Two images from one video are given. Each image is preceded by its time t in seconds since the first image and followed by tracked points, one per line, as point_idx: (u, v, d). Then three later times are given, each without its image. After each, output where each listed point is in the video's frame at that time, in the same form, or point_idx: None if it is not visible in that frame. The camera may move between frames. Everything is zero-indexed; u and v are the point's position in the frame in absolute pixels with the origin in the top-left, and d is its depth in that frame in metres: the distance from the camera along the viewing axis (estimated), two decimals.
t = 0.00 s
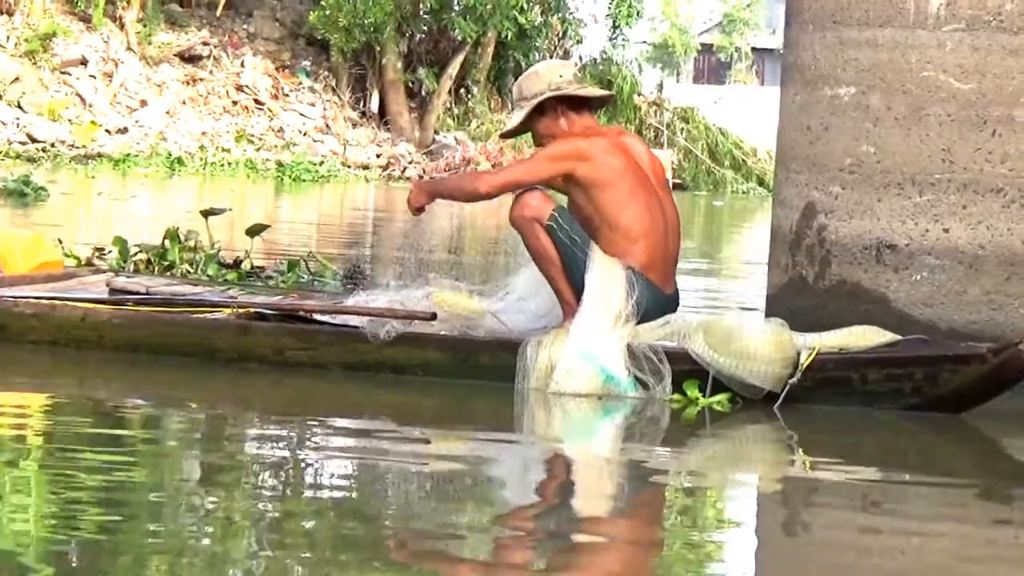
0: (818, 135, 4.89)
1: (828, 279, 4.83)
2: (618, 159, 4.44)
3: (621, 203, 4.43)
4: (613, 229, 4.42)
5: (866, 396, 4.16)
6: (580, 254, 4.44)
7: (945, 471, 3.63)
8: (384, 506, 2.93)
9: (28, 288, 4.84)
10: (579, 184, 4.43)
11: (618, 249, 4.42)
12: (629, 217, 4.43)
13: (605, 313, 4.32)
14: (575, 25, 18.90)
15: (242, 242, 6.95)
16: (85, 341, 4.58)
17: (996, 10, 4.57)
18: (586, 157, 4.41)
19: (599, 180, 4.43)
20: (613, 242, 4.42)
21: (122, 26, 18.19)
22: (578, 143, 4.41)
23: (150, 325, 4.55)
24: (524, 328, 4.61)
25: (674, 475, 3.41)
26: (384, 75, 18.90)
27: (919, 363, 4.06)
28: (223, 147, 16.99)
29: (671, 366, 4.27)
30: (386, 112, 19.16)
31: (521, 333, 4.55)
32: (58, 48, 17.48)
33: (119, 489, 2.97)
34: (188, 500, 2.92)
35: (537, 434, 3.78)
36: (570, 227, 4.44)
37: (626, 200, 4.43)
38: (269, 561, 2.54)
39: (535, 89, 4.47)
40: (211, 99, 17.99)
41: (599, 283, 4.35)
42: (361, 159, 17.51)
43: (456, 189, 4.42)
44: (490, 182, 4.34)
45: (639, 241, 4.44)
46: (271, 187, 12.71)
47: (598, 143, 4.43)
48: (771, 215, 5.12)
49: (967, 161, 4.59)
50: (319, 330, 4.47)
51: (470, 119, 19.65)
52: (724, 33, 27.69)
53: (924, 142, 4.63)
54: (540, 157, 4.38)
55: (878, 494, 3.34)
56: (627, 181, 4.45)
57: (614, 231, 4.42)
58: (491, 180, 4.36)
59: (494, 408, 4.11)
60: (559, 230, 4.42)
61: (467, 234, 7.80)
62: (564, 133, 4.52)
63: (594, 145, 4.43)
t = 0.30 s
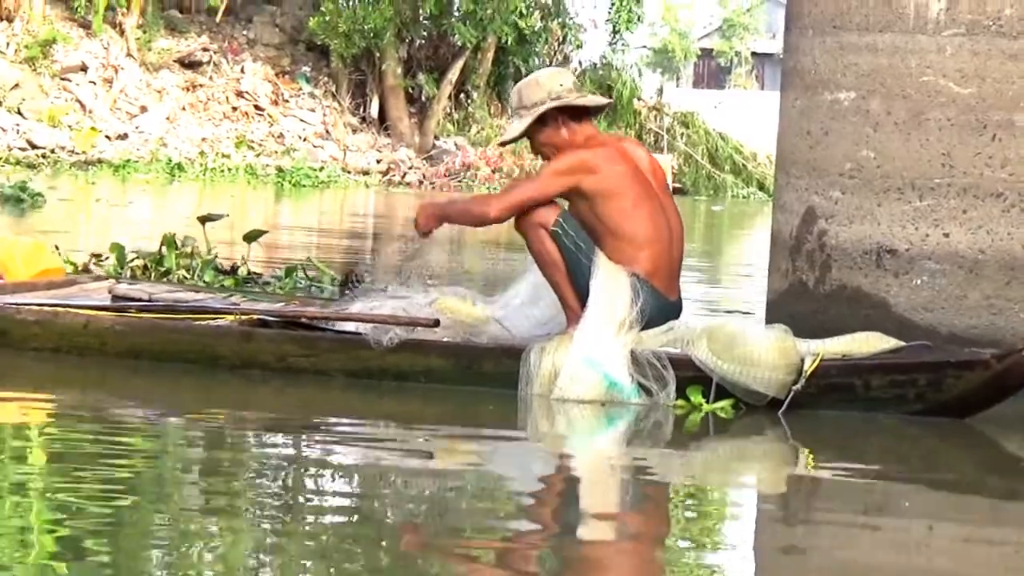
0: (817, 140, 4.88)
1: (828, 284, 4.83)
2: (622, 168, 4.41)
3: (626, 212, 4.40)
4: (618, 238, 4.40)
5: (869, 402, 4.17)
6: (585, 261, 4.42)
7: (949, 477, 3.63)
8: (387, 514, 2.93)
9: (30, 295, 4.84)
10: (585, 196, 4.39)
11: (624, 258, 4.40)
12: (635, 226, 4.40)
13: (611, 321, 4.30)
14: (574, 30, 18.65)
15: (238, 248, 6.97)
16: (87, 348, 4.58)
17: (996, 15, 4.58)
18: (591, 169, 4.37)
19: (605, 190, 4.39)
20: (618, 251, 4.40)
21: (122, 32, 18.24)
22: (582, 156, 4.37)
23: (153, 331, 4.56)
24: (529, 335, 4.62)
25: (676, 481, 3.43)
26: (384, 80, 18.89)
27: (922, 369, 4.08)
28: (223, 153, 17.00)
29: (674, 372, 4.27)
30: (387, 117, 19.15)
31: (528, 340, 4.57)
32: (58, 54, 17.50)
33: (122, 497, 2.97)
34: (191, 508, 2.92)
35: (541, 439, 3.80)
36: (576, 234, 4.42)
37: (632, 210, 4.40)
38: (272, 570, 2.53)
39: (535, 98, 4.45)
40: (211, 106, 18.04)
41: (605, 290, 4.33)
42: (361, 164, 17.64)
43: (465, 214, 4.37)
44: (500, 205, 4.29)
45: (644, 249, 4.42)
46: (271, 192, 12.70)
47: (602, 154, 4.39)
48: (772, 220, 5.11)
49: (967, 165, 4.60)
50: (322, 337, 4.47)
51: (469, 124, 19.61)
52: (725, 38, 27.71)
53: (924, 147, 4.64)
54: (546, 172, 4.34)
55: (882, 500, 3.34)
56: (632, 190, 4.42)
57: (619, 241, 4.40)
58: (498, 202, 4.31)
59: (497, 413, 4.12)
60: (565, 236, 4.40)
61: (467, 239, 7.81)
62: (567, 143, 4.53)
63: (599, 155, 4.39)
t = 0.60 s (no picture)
0: (820, 146, 4.86)
1: (831, 291, 4.81)
2: (628, 176, 4.41)
3: (637, 219, 4.39)
4: (631, 244, 4.38)
5: (877, 409, 4.19)
6: (595, 267, 4.37)
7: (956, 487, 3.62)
8: (392, 526, 2.92)
9: (33, 304, 4.83)
10: (596, 205, 4.38)
11: (637, 266, 4.38)
12: (646, 233, 4.39)
13: (621, 330, 4.27)
14: (576, 36, 19.11)
15: (235, 255, 6.96)
16: (91, 357, 4.57)
17: (999, 20, 4.56)
18: (599, 179, 4.37)
19: (615, 199, 4.39)
20: (630, 258, 4.38)
21: (123, 39, 18.05)
22: (589, 166, 4.37)
23: (156, 340, 4.54)
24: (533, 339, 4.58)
25: (680, 490, 3.43)
26: (386, 87, 18.89)
27: (930, 376, 4.11)
28: (224, 160, 17.05)
29: (680, 380, 4.24)
30: (387, 124, 19.11)
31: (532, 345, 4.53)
32: (58, 61, 17.47)
33: (127, 508, 2.96)
34: (195, 518, 2.90)
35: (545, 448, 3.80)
36: (587, 241, 4.38)
37: (642, 216, 4.39)
38: None
39: (537, 111, 4.44)
40: (212, 113, 18.00)
41: (615, 297, 4.31)
42: (362, 171, 17.56)
43: (474, 228, 4.33)
44: (514, 220, 4.27)
45: (657, 255, 4.41)
46: (271, 199, 12.69)
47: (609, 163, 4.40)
48: (774, 226, 5.09)
49: (970, 171, 4.58)
50: (325, 345, 4.46)
51: (472, 130, 19.49)
52: (727, 43, 27.70)
53: (927, 153, 4.62)
54: (558, 182, 4.35)
55: (889, 508, 3.33)
56: (640, 197, 4.41)
57: (631, 248, 4.38)
58: (513, 215, 4.29)
59: (501, 422, 4.11)
60: (576, 242, 4.37)
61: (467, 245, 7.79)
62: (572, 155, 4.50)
63: (607, 164, 4.40)
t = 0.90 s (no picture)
0: (834, 150, 4.64)
1: (846, 302, 4.59)
2: (631, 181, 4.21)
3: (641, 226, 4.19)
4: (638, 251, 4.18)
5: (898, 426, 3.99)
6: (602, 277, 4.15)
7: (987, 507, 3.42)
8: (390, 553, 2.70)
9: (13, 317, 4.61)
10: (600, 212, 4.18)
11: (645, 274, 4.17)
12: (652, 240, 4.19)
13: (631, 343, 4.04)
14: (579, 35, 18.46)
15: (220, 265, 6.74)
16: (74, 373, 4.34)
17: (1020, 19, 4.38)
18: (602, 185, 4.17)
19: (618, 206, 4.18)
20: (638, 265, 4.18)
21: (105, 39, 17.73)
22: (591, 173, 4.17)
23: (143, 356, 4.32)
24: (541, 355, 4.37)
25: (692, 514, 3.21)
26: (380, 89, 18.68)
27: (952, 391, 3.91)
28: (211, 165, 17.05)
29: (692, 398, 4.03)
30: (382, 127, 18.82)
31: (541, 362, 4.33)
32: (38, 62, 17.14)
33: (106, 535, 2.74)
34: (181, 546, 2.69)
35: (549, 468, 3.58)
36: (593, 248, 4.16)
37: (647, 223, 4.19)
38: None
39: (533, 117, 4.22)
40: (199, 116, 17.84)
41: (623, 308, 4.08)
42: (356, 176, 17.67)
43: (480, 240, 4.11)
44: (518, 230, 4.06)
45: (665, 263, 4.20)
46: (262, 208, 12.46)
47: (610, 168, 4.19)
48: (786, 235, 4.86)
49: (990, 176, 4.39)
50: (320, 361, 4.24)
51: (469, 134, 19.31)
52: (736, 43, 27.47)
53: (945, 157, 4.43)
54: (561, 190, 4.14)
55: (919, 532, 3.13)
56: (644, 203, 4.21)
57: (640, 255, 4.18)
58: (517, 226, 4.09)
59: (504, 439, 3.90)
60: (582, 249, 4.15)
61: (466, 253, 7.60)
62: (571, 162, 4.27)
63: (609, 169, 4.20)
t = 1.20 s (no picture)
0: (851, 145, 4.46)
1: (863, 302, 4.42)
2: (640, 175, 4.01)
3: (652, 223, 3.99)
4: (648, 249, 3.99)
5: (921, 433, 3.79)
6: (611, 276, 3.94)
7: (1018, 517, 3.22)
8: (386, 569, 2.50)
9: None
10: (608, 208, 3.99)
11: (655, 273, 3.98)
12: (663, 237, 4.00)
13: (640, 342, 3.87)
14: (586, 25, 18.76)
15: (208, 261, 6.56)
16: (59, 378, 4.15)
17: None
18: (610, 180, 3.97)
19: (627, 201, 3.99)
20: (648, 263, 3.99)
21: (89, 29, 17.80)
22: (598, 167, 3.97)
23: (130, 361, 4.13)
24: (548, 358, 4.17)
25: (706, 522, 3.02)
26: (377, 81, 18.47)
27: (979, 396, 3.71)
28: (200, 160, 16.36)
29: (706, 403, 3.85)
30: (378, 121, 18.71)
31: (546, 368, 4.13)
32: (19, 53, 16.96)
33: (86, 549, 2.54)
34: (164, 562, 2.49)
35: (558, 474, 3.39)
36: (601, 246, 3.95)
37: (658, 220, 4.00)
38: None
39: (538, 108, 4.01)
40: (187, 108, 17.53)
41: (633, 310, 3.88)
42: (351, 173, 17.04)
43: (482, 240, 3.94)
44: (523, 228, 3.87)
45: (676, 261, 4.01)
46: (254, 203, 12.24)
47: (619, 162, 4.00)
48: (802, 232, 4.70)
49: (1014, 172, 4.17)
50: (317, 366, 4.05)
51: (469, 127, 19.11)
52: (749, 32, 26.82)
53: (967, 152, 4.22)
54: (567, 185, 3.94)
55: (952, 543, 2.93)
56: (654, 198, 4.02)
57: (649, 253, 3.99)
58: (521, 224, 3.89)
59: (509, 445, 3.71)
60: (589, 247, 3.94)
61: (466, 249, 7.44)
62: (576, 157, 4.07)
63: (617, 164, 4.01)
